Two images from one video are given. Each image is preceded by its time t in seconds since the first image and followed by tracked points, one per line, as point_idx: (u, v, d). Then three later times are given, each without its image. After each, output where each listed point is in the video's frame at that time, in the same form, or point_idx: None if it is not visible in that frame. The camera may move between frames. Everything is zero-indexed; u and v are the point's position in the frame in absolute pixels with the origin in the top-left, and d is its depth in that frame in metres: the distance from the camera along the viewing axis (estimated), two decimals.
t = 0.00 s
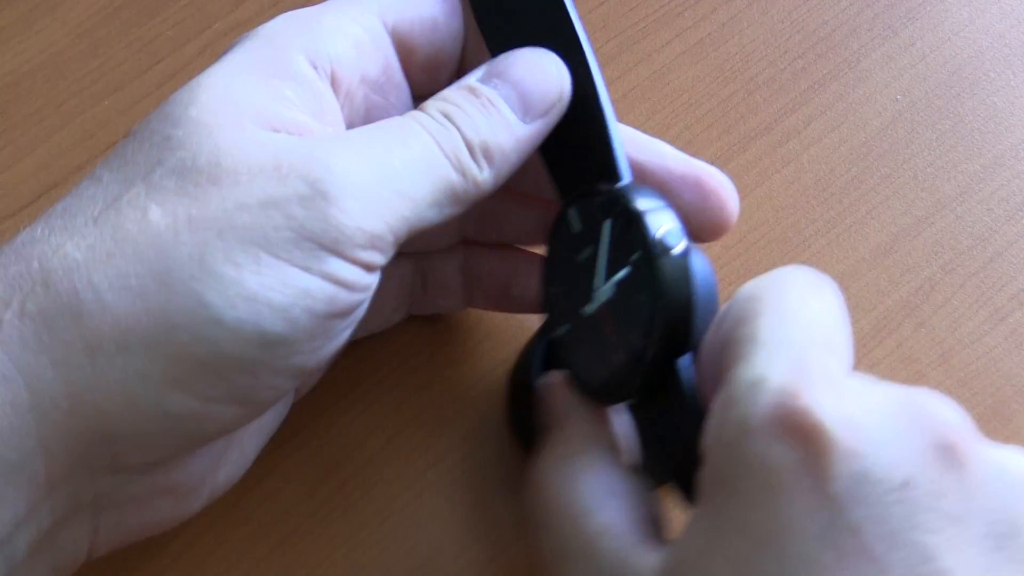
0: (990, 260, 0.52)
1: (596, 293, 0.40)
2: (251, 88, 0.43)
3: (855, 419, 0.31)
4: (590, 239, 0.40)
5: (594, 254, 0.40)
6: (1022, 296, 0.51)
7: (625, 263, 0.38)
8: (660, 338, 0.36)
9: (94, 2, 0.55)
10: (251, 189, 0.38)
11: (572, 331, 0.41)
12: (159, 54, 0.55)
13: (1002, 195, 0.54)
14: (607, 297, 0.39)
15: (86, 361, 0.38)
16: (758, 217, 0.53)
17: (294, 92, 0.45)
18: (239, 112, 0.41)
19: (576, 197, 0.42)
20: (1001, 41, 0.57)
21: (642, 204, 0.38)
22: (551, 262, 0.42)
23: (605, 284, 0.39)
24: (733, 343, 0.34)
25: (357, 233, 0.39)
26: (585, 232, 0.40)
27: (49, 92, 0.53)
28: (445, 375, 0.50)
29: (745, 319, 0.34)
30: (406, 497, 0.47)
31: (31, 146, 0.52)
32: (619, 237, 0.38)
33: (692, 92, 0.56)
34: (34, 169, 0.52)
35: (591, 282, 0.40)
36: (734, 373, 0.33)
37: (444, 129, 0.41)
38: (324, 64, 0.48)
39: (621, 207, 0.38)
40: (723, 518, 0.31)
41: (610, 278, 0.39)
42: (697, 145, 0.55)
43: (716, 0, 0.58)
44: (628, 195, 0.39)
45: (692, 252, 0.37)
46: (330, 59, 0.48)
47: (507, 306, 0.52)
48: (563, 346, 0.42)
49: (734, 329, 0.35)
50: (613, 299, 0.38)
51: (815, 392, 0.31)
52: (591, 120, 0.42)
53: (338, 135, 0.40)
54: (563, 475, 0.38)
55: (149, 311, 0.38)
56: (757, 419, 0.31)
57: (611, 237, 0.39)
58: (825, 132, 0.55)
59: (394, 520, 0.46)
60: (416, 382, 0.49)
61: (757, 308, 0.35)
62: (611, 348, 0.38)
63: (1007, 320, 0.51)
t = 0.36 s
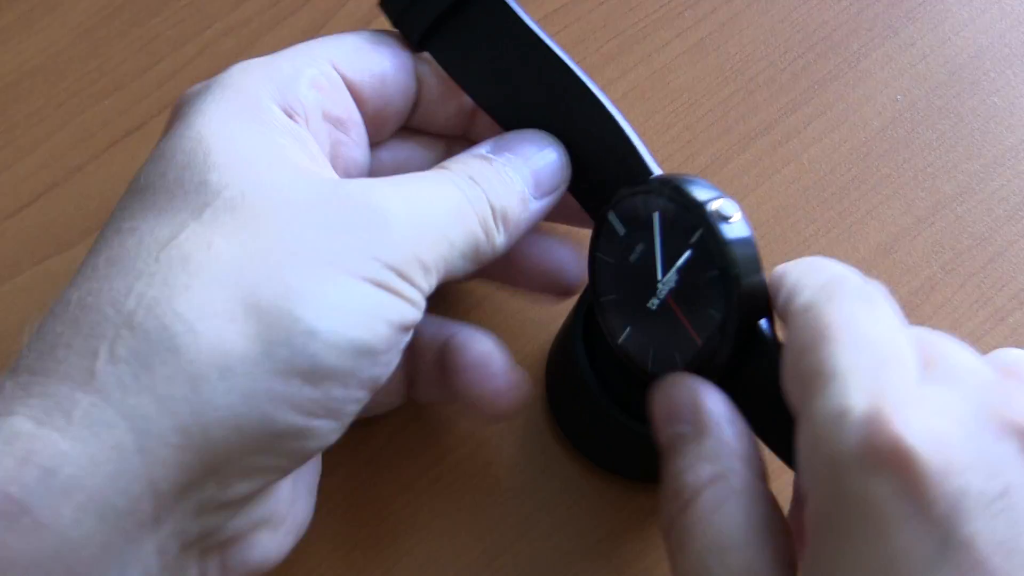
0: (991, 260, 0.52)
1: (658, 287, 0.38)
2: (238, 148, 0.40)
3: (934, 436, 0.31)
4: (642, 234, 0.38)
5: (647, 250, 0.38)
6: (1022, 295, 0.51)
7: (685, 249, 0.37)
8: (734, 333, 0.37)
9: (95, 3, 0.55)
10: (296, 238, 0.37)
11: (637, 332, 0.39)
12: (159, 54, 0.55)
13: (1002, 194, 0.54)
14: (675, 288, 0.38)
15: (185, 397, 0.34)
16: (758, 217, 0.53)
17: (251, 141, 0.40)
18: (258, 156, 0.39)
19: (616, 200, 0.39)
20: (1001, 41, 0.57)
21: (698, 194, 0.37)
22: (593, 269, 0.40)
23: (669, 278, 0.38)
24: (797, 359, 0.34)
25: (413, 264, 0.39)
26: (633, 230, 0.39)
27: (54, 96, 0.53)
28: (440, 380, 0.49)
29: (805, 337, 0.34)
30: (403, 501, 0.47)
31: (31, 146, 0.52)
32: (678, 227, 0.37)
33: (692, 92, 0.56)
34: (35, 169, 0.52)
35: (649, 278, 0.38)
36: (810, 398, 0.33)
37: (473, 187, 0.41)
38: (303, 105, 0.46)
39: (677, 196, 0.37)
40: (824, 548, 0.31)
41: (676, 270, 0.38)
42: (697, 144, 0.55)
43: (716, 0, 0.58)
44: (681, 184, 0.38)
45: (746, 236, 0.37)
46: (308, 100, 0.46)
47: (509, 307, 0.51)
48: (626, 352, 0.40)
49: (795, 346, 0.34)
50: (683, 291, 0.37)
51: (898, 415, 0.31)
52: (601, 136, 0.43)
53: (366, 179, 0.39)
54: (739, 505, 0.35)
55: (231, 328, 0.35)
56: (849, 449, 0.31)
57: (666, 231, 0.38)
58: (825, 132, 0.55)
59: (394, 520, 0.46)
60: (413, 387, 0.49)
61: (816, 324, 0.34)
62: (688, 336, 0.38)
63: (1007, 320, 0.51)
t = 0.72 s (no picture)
0: (991, 260, 0.52)
1: (642, 333, 0.40)
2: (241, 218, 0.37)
3: (877, 455, 0.32)
4: (613, 283, 0.39)
5: (618, 299, 0.39)
6: (1022, 296, 0.51)
7: (656, 296, 0.38)
8: (721, 371, 0.37)
9: (94, 3, 0.55)
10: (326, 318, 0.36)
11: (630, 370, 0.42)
12: (159, 54, 0.55)
13: (1003, 195, 0.54)
14: (655, 335, 0.39)
15: (240, 483, 0.34)
16: (759, 216, 0.52)
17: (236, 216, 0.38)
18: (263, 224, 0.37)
19: (580, 252, 0.40)
20: (1001, 41, 0.57)
21: (661, 244, 0.37)
22: (581, 315, 0.42)
23: (648, 324, 0.39)
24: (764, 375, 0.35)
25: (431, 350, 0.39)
26: (605, 280, 0.40)
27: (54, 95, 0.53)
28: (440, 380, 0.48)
29: (776, 352, 0.35)
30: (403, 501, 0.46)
31: (31, 146, 0.52)
32: (644, 277, 0.38)
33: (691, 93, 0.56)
34: (34, 169, 0.52)
35: (631, 324, 0.40)
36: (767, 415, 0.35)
37: (472, 237, 0.41)
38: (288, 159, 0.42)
39: (637, 250, 0.37)
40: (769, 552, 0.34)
41: (651, 318, 0.39)
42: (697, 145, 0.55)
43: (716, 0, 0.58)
44: (643, 236, 0.37)
45: (714, 278, 0.36)
46: (297, 150, 0.43)
47: (511, 305, 0.50)
48: (629, 389, 0.42)
49: (768, 358, 0.35)
50: (661, 336, 0.39)
51: (843, 437, 0.32)
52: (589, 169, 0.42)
53: (366, 244, 0.39)
54: (749, 526, 0.37)
55: (267, 400, 0.34)
56: (790, 469, 0.33)
57: (633, 280, 0.38)
58: (825, 132, 0.55)
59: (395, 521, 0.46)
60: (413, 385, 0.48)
61: (787, 341, 0.35)
62: (677, 372, 0.39)
63: (1007, 320, 0.50)
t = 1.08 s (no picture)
0: (990, 260, 0.52)
1: (651, 348, 0.38)
2: None
3: (946, 483, 0.31)
4: (628, 300, 0.38)
5: (633, 314, 0.38)
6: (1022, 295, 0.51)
7: (671, 317, 0.37)
8: (732, 402, 0.36)
9: (95, 3, 0.55)
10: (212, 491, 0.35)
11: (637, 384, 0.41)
12: (159, 54, 0.55)
13: (1003, 194, 0.54)
14: (666, 352, 0.38)
15: None
16: (759, 216, 0.52)
17: None
18: None
19: (598, 264, 0.39)
20: (1001, 41, 0.57)
21: (675, 260, 0.36)
22: (591, 325, 0.41)
23: (660, 340, 0.38)
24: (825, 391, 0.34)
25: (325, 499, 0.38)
26: (619, 295, 0.38)
27: (54, 95, 0.53)
28: (440, 381, 0.48)
29: (838, 366, 0.34)
30: (404, 502, 0.46)
31: (31, 146, 0.52)
32: (661, 296, 0.37)
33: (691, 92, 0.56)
34: (34, 169, 0.52)
35: (642, 339, 0.38)
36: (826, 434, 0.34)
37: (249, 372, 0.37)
38: None
39: (659, 270, 0.36)
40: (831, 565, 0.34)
41: (665, 334, 0.37)
42: (696, 144, 0.54)
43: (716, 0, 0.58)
44: (656, 252, 0.36)
45: (728, 295, 0.36)
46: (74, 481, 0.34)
47: (511, 305, 0.49)
48: (633, 402, 0.41)
49: (830, 368, 0.34)
50: (672, 354, 0.37)
51: (907, 463, 0.31)
52: (606, 193, 0.41)
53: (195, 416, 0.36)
54: None
55: None
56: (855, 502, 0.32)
57: (651, 298, 0.37)
58: (825, 132, 0.55)
59: (394, 522, 0.45)
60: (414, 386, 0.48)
61: (852, 351, 0.33)
62: (684, 397, 0.38)
63: (1007, 319, 0.50)
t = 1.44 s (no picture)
0: (990, 260, 0.52)
1: (651, 348, 0.38)
2: None
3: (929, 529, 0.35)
4: (628, 299, 0.38)
5: (633, 314, 0.38)
6: (1022, 296, 0.51)
7: (671, 317, 0.37)
8: (733, 402, 0.36)
9: (95, 3, 0.55)
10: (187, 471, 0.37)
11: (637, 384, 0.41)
12: (159, 54, 0.55)
13: (1002, 195, 0.54)
14: (666, 352, 0.38)
15: None
16: (758, 216, 0.52)
17: None
18: None
19: (598, 264, 0.39)
20: (1001, 41, 0.58)
21: (675, 261, 0.36)
22: (591, 325, 0.41)
23: (660, 340, 0.38)
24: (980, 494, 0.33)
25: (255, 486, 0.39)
26: (620, 295, 0.38)
27: (53, 95, 0.53)
28: (441, 380, 0.48)
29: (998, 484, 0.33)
30: (404, 501, 0.46)
31: (31, 146, 0.52)
32: (661, 296, 0.37)
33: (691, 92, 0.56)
34: (35, 169, 0.52)
35: (643, 339, 0.38)
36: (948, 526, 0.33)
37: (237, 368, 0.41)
38: None
39: (659, 270, 0.36)
40: None
41: (665, 334, 0.37)
42: (696, 144, 0.54)
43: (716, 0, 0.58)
44: (656, 253, 0.36)
45: (728, 295, 0.36)
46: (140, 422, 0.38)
47: (511, 305, 0.50)
48: (633, 402, 0.41)
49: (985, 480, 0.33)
50: (672, 354, 0.37)
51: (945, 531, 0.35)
52: (606, 192, 0.41)
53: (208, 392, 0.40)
54: None
55: None
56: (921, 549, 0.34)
57: (651, 298, 0.37)
58: (825, 132, 0.55)
59: (394, 522, 0.45)
60: (414, 385, 0.48)
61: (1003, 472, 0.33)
62: (684, 397, 0.38)
63: (1007, 320, 0.51)
